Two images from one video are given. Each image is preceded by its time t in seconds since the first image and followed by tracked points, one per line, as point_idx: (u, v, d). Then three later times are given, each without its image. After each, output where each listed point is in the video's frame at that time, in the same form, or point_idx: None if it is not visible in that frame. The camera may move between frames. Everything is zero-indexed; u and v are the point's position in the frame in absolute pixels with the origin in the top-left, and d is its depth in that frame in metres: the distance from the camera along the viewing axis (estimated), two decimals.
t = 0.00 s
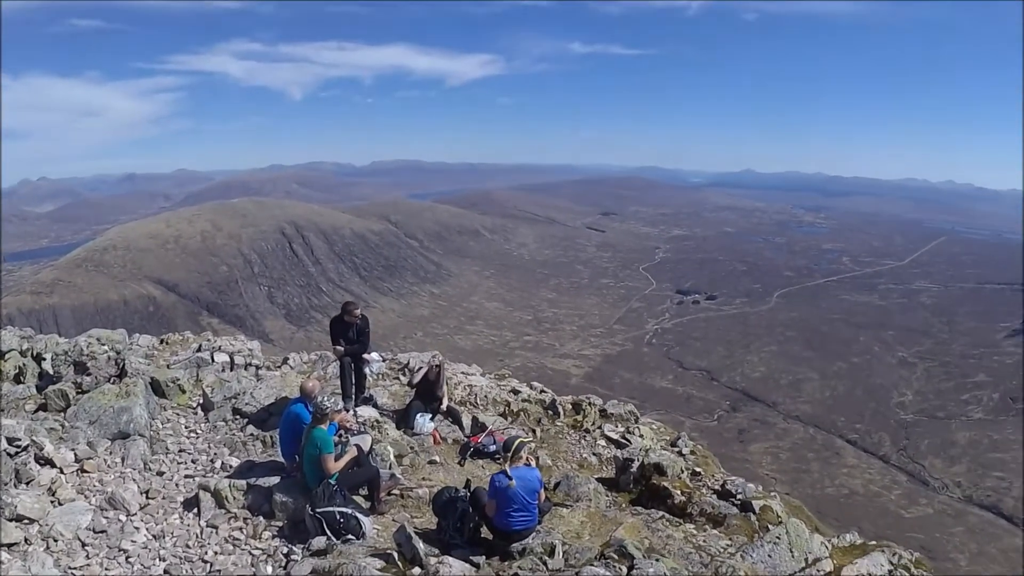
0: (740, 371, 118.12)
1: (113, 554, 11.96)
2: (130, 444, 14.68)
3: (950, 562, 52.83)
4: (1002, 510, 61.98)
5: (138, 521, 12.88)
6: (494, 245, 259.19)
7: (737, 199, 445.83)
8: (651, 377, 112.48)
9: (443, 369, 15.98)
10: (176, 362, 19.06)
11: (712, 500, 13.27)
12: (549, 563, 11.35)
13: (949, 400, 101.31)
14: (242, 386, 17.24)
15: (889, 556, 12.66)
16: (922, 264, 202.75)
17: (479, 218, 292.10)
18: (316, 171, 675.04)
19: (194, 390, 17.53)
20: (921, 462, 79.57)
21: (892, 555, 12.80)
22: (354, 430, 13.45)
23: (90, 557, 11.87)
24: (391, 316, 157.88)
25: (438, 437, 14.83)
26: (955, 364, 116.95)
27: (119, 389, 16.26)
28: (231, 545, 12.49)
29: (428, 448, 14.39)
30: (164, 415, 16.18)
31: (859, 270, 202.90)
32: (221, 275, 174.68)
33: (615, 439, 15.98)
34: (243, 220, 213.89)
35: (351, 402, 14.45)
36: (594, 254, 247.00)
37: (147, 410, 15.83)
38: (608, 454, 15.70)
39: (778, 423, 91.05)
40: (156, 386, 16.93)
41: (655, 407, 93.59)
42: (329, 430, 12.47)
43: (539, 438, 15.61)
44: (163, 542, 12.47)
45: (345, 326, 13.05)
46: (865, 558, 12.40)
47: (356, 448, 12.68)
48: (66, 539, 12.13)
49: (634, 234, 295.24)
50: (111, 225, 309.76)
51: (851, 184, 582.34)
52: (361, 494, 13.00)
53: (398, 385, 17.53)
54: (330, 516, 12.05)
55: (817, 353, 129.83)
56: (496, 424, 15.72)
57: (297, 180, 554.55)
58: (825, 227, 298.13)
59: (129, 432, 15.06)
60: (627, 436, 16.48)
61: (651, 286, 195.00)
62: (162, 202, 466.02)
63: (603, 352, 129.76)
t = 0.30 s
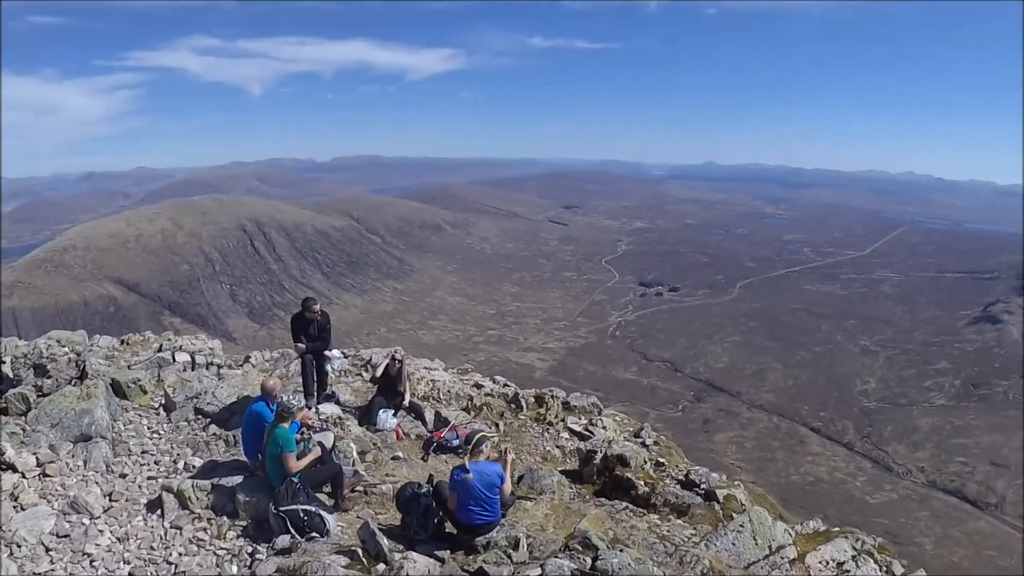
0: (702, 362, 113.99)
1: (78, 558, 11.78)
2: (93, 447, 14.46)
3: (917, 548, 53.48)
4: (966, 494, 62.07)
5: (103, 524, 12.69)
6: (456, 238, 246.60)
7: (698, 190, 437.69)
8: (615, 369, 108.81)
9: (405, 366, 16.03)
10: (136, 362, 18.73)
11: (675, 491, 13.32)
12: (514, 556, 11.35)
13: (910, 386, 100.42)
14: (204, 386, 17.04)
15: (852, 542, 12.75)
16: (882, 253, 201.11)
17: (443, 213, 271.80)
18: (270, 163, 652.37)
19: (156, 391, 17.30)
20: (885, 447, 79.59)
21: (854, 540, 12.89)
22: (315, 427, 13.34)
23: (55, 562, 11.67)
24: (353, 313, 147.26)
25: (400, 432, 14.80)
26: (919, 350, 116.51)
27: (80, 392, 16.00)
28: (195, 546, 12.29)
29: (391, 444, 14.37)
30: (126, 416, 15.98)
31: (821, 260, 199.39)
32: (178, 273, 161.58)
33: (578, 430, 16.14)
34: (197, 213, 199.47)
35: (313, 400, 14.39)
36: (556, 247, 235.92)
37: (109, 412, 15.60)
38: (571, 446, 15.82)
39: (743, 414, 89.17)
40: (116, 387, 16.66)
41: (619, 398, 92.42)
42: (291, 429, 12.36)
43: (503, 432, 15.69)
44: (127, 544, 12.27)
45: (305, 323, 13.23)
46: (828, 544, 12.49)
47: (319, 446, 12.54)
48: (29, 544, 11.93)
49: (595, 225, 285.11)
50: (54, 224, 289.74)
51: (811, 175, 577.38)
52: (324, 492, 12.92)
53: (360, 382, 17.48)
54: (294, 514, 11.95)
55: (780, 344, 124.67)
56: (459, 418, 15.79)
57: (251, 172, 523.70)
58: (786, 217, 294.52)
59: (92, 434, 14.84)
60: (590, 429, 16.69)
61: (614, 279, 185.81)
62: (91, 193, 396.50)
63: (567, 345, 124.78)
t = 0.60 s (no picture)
0: (660, 353, 113.30)
1: (37, 566, 11.59)
2: (49, 453, 14.24)
3: (878, 531, 54.22)
4: (928, 477, 67.04)
5: (61, 531, 12.50)
6: (415, 237, 221.67)
7: (651, 183, 426.06)
8: (573, 361, 106.32)
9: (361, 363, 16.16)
10: (90, 365, 18.37)
11: (633, 480, 13.49)
12: (473, 550, 11.31)
13: (867, 372, 103.76)
14: (160, 388, 16.80)
15: (809, 528, 12.88)
16: (837, 243, 199.64)
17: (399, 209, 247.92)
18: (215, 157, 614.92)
19: (111, 394, 17.06)
20: (844, 433, 81.89)
21: (813, 526, 12.99)
22: (272, 427, 13.26)
23: (14, 570, 11.48)
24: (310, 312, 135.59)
25: (358, 430, 14.80)
26: (872, 339, 118.17)
27: (34, 397, 15.69)
28: (155, 549, 12.11)
29: (349, 442, 14.36)
30: (82, 421, 15.76)
31: (776, 250, 195.84)
32: (130, 274, 145.56)
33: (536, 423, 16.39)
34: (149, 215, 177.07)
35: (269, 400, 14.38)
36: (513, 241, 217.82)
37: (65, 416, 15.37)
38: (530, 439, 16.07)
39: (701, 403, 89.52)
40: (72, 392, 16.49)
41: (579, 391, 90.74)
42: (247, 429, 12.31)
43: (461, 427, 15.91)
44: (85, 550, 12.08)
45: (258, 323, 13.68)
46: (786, 529, 12.65)
47: (276, 445, 12.40)
48: None
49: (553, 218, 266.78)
50: None
51: (761, 168, 572.54)
52: (282, 492, 12.85)
53: (317, 379, 17.52)
54: (252, 515, 11.79)
55: (737, 333, 124.37)
56: (416, 414, 15.91)
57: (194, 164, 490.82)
58: (741, 208, 289.77)
59: (48, 440, 14.62)
60: (548, 421, 17.02)
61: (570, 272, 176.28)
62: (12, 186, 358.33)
63: (525, 338, 120.05)
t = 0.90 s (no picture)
0: (626, 349, 113.07)
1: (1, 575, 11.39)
2: (11, 460, 14.00)
3: (845, 524, 55.03)
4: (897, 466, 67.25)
5: (25, 539, 12.27)
6: (380, 237, 207.36)
7: (614, 179, 420.02)
8: (539, 359, 104.97)
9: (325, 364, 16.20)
10: (54, 371, 18.19)
11: (598, 476, 13.60)
12: (439, 548, 11.31)
13: (833, 364, 104.65)
14: (124, 393, 16.72)
15: (774, 519, 13.05)
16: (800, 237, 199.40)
17: (361, 209, 234.03)
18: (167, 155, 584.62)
19: (74, 399, 16.95)
20: (810, 426, 82.67)
21: (777, 517, 13.16)
22: (235, 430, 13.24)
23: None
24: (275, 313, 125.93)
25: (322, 431, 14.85)
26: (836, 332, 119.28)
27: None
28: (122, 555, 12.00)
29: (314, 443, 14.41)
30: (45, 427, 15.61)
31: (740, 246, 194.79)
32: (91, 278, 131.58)
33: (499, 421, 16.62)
34: (109, 217, 161.04)
35: (232, 404, 14.40)
36: (476, 240, 210.29)
37: (27, 423, 15.18)
38: (494, 437, 16.34)
39: (667, 398, 89.66)
40: (35, 398, 16.30)
41: (545, 388, 89.75)
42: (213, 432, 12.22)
43: (425, 427, 16.06)
44: (52, 558, 11.87)
45: (221, 325, 13.82)
46: (751, 521, 12.76)
47: (241, 448, 12.30)
48: None
49: (515, 217, 260.87)
50: None
51: (728, 163, 570.50)
52: (247, 494, 12.82)
53: (280, 381, 17.57)
54: (219, 519, 11.71)
55: (702, 329, 124.73)
56: (380, 413, 16.01)
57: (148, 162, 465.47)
58: (705, 204, 287.85)
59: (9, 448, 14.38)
60: (512, 419, 17.30)
61: (535, 270, 172.09)
62: None
63: (491, 337, 117.43)
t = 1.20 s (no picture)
0: (612, 348, 113.13)
1: None
2: None
3: (833, 519, 54.81)
4: (880, 464, 68.97)
5: (10, 542, 12.20)
6: (365, 238, 207.07)
7: (599, 180, 419.91)
8: (525, 359, 104.89)
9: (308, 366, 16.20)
10: (36, 374, 18.06)
11: (582, 476, 13.67)
12: (421, 548, 11.38)
13: (819, 362, 105.16)
14: (107, 396, 16.64)
15: (756, 517, 13.14)
16: (786, 236, 199.91)
17: (346, 210, 233.03)
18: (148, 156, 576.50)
19: (58, 403, 16.85)
20: (796, 424, 82.66)
21: (759, 514, 13.25)
22: (218, 431, 13.21)
23: None
24: (261, 315, 125.21)
25: (306, 432, 14.85)
26: (823, 330, 119.84)
27: None
28: (106, 558, 11.96)
29: (297, 445, 14.42)
30: (28, 431, 15.51)
31: (726, 245, 194.97)
32: (74, 280, 127.49)
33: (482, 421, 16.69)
34: (90, 219, 156.37)
35: (215, 405, 14.39)
36: (461, 241, 210.13)
37: (12, 427, 15.06)
38: (477, 438, 16.44)
39: (654, 398, 89.84)
40: (19, 402, 16.18)
41: (531, 388, 89.66)
42: (195, 434, 12.22)
43: (408, 428, 16.08)
44: (36, 562, 11.82)
45: (204, 327, 13.86)
46: (734, 519, 12.87)
47: (224, 449, 12.30)
48: None
49: (500, 217, 260.81)
50: None
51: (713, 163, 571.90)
52: (231, 496, 12.80)
53: (264, 383, 17.57)
54: (201, 520, 11.72)
55: (688, 328, 124.85)
56: (363, 415, 16.04)
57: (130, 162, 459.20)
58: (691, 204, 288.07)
59: None
60: (495, 419, 17.37)
61: (521, 270, 172.07)
62: None
63: (478, 338, 117.20)
